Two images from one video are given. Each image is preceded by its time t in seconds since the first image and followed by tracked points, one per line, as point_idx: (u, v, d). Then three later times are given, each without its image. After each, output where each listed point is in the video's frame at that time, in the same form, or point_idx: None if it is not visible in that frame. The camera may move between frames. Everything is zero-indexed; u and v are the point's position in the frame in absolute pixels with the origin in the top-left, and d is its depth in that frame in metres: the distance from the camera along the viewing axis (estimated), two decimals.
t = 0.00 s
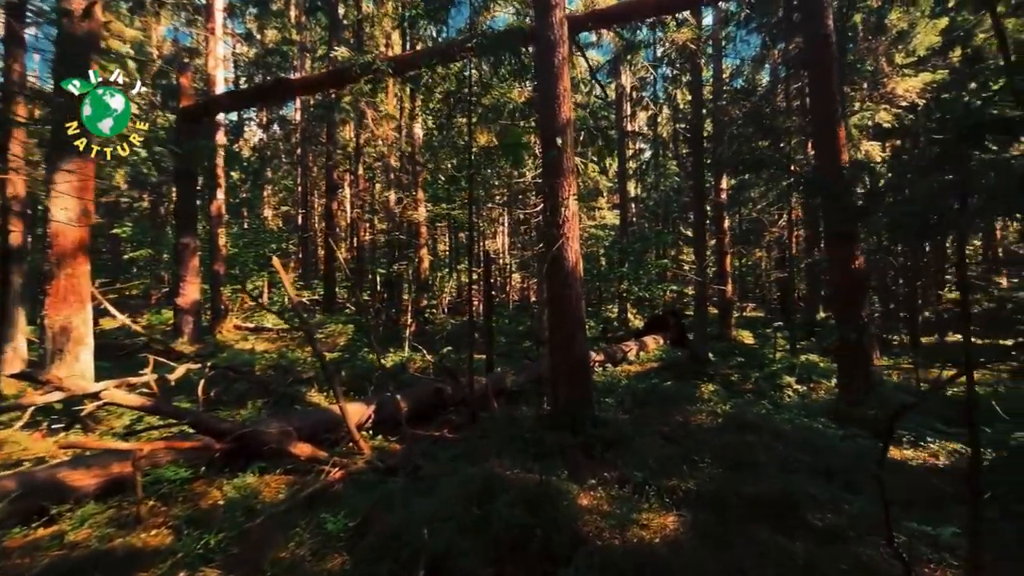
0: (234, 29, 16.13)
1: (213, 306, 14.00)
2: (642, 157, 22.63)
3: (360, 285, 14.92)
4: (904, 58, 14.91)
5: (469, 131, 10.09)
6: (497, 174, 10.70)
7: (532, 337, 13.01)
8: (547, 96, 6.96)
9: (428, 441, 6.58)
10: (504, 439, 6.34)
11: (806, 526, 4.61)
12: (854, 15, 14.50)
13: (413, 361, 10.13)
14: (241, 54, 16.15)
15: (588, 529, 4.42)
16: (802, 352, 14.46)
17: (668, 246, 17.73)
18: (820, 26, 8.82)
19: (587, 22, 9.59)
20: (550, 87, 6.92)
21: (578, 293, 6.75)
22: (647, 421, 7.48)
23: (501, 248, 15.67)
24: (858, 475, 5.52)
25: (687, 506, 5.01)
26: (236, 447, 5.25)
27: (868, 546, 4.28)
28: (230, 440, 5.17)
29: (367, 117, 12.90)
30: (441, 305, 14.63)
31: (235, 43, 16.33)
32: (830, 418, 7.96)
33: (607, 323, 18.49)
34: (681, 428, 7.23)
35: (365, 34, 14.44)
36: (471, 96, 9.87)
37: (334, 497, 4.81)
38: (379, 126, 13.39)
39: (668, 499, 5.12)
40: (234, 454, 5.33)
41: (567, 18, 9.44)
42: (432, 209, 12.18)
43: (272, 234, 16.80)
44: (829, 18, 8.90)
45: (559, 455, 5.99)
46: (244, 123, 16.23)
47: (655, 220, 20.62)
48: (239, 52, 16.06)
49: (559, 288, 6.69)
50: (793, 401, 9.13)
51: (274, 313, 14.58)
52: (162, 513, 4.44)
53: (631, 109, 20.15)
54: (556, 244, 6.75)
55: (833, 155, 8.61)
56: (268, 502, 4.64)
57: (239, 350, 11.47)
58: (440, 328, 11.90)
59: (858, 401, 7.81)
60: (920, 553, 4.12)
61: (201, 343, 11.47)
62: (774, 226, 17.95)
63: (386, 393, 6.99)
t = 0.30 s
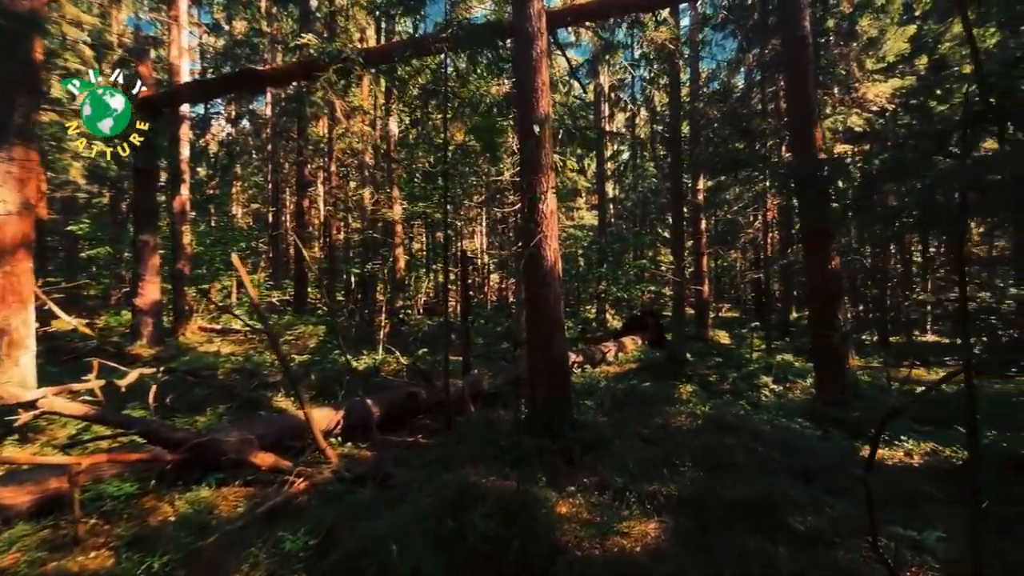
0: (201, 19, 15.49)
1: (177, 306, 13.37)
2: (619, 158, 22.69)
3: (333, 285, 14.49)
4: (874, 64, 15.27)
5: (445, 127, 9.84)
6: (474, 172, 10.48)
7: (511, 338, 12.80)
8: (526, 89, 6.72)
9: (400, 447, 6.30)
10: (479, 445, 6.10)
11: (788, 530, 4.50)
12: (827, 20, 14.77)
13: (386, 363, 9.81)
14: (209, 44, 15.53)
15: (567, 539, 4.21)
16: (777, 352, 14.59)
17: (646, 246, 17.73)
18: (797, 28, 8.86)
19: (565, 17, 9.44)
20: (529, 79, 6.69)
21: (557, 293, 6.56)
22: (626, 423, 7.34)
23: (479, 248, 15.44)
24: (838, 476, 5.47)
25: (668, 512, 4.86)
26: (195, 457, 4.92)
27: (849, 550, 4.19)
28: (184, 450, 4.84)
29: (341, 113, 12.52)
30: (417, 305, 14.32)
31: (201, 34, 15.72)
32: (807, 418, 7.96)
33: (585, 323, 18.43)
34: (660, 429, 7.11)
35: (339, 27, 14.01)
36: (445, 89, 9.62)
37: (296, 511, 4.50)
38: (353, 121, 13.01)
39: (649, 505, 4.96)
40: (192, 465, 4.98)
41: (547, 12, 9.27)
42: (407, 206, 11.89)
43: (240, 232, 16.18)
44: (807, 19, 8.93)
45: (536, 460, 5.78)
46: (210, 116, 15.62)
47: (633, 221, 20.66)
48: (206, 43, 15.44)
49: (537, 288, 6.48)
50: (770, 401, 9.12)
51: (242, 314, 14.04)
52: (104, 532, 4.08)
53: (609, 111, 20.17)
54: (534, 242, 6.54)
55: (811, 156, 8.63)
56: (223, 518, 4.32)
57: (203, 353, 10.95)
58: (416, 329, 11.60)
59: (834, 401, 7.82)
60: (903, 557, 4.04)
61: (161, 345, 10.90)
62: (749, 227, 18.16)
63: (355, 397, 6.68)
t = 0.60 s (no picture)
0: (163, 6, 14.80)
1: (136, 307, 12.70)
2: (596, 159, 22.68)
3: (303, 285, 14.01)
4: (845, 69, 15.61)
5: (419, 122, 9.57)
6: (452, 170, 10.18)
7: (488, 339, 12.56)
8: (503, 81, 6.49)
9: (370, 454, 5.99)
10: (453, 450, 5.85)
11: (769, 534, 4.37)
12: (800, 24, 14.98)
13: (358, 365, 9.46)
14: (172, 33, 14.85)
15: (544, 549, 4.00)
16: (753, 352, 14.69)
17: (624, 246, 17.70)
18: (774, 28, 8.87)
19: (543, 11, 9.30)
20: (506, 71, 6.46)
21: (534, 292, 6.36)
22: (604, 424, 7.19)
23: (455, 247, 15.15)
24: (816, 477, 5.40)
25: (648, 517, 4.70)
26: (141, 468, 4.57)
27: (831, 553, 4.09)
28: (129, 462, 4.49)
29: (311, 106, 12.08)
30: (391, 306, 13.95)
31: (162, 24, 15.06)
32: (784, 418, 7.93)
33: (562, 324, 18.30)
34: (639, 430, 6.97)
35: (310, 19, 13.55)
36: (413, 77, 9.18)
37: (252, 525, 4.19)
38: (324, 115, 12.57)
39: (628, 511, 4.79)
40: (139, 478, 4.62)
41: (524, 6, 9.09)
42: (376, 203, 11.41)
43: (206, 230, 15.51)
44: (784, 19, 8.95)
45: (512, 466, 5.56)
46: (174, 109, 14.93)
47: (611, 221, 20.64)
48: (169, 31, 14.75)
49: (514, 286, 6.27)
50: (747, 400, 9.10)
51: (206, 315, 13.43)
52: (34, 556, 3.73)
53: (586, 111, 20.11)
54: (511, 239, 6.32)
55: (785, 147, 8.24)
56: (170, 536, 3.99)
57: (162, 356, 10.38)
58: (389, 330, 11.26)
59: (809, 400, 7.82)
60: (885, 560, 3.96)
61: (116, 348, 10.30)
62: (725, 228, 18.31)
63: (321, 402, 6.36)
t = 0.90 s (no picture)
0: None
1: (89, 307, 11.95)
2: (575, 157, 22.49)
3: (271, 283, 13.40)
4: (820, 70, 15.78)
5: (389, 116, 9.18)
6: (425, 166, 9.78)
7: (464, 339, 12.19)
8: (475, 66, 6.13)
9: (333, 463, 5.61)
10: (422, 459, 5.50)
11: (754, 542, 4.15)
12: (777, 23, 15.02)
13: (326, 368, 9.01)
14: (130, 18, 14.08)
15: (517, 566, 3.69)
16: (730, 350, 14.69)
17: (603, 245, 17.54)
18: (753, 23, 8.75)
19: None
20: (479, 56, 6.12)
21: (509, 289, 6.05)
22: (583, 427, 6.93)
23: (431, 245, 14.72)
24: (798, 480, 5.24)
25: (628, 527, 4.45)
26: (71, 482, 4.21)
27: (818, 563, 3.89)
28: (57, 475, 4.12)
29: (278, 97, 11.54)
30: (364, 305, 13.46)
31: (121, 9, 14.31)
32: (763, 419, 7.82)
33: (541, 323, 18.03)
34: (617, 433, 6.73)
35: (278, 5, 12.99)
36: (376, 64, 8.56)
37: (194, 546, 3.79)
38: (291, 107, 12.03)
39: (607, 521, 4.52)
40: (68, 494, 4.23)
41: None
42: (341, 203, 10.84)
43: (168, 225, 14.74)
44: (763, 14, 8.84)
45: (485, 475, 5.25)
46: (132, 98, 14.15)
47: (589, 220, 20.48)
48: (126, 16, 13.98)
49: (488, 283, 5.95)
50: (726, 400, 8.98)
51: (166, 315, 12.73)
52: None
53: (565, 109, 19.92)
54: (484, 234, 6.00)
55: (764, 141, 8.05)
56: (100, 559, 3.59)
57: (116, 359, 9.74)
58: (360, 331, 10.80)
59: (789, 401, 7.72)
60: (873, 569, 3.78)
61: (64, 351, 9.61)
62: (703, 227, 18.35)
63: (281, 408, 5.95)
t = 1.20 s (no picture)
0: None
1: (54, 308, 11.42)
2: (561, 156, 22.25)
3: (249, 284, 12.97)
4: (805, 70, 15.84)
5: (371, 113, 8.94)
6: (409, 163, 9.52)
7: (448, 341, 11.90)
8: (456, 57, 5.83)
9: (305, 474, 5.30)
10: (399, 469, 5.23)
11: (748, 557, 3.93)
12: (762, 22, 14.98)
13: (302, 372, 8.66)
14: (101, 9, 13.58)
15: None
16: (717, 351, 14.63)
17: (590, 245, 17.36)
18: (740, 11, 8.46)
19: None
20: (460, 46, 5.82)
21: (492, 291, 5.79)
22: (568, 433, 6.71)
23: (414, 243, 14.38)
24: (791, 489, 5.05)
25: (615, 540, 4.22)
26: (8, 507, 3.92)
27: None
28: None
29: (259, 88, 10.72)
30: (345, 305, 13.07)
31: None
32: (752, 423, 7.66)
33: (527, 324, 17.80)
34: (605, 438, 6.52)
35: None
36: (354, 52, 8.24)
37: (145, 569, 3.47)
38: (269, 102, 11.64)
39: (594, 535, 4.29)
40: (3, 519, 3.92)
41: None
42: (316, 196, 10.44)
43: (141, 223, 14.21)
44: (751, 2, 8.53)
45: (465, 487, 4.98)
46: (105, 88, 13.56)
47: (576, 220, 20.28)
48: (97, 6, 13.48)
49: (470, 285, 5.69)
50: (714, 403, 8.84)
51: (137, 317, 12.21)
52: None
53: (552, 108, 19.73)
54: (465, 233, 5.74)
55: (752, 136, 7.88)
56: None
57: (80, 363, 9.26)
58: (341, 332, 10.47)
59: (778, 404, 7.58)
60: None
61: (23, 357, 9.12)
62: (689, 227, 18.32)
63: (251, 417, 5.66)
